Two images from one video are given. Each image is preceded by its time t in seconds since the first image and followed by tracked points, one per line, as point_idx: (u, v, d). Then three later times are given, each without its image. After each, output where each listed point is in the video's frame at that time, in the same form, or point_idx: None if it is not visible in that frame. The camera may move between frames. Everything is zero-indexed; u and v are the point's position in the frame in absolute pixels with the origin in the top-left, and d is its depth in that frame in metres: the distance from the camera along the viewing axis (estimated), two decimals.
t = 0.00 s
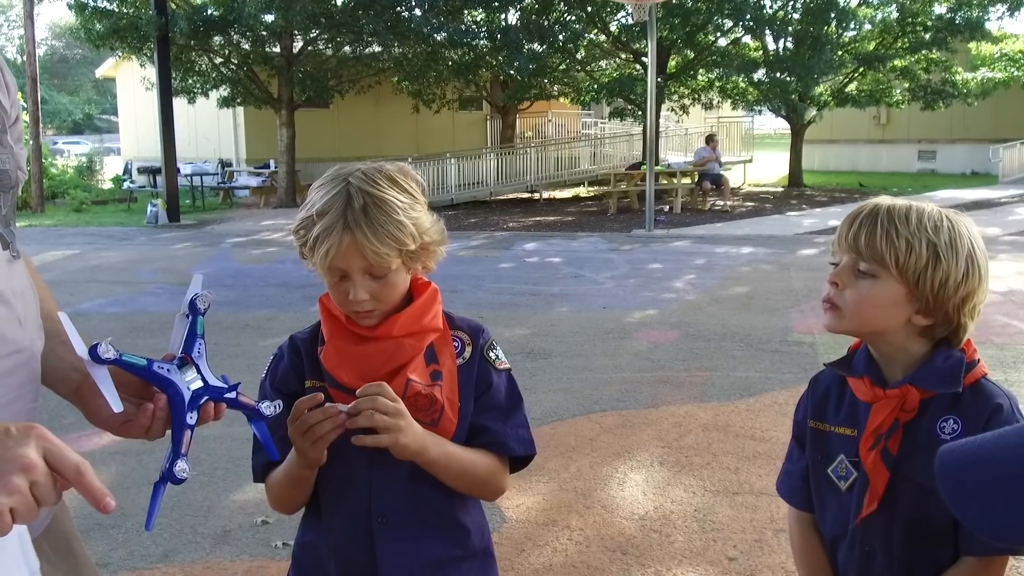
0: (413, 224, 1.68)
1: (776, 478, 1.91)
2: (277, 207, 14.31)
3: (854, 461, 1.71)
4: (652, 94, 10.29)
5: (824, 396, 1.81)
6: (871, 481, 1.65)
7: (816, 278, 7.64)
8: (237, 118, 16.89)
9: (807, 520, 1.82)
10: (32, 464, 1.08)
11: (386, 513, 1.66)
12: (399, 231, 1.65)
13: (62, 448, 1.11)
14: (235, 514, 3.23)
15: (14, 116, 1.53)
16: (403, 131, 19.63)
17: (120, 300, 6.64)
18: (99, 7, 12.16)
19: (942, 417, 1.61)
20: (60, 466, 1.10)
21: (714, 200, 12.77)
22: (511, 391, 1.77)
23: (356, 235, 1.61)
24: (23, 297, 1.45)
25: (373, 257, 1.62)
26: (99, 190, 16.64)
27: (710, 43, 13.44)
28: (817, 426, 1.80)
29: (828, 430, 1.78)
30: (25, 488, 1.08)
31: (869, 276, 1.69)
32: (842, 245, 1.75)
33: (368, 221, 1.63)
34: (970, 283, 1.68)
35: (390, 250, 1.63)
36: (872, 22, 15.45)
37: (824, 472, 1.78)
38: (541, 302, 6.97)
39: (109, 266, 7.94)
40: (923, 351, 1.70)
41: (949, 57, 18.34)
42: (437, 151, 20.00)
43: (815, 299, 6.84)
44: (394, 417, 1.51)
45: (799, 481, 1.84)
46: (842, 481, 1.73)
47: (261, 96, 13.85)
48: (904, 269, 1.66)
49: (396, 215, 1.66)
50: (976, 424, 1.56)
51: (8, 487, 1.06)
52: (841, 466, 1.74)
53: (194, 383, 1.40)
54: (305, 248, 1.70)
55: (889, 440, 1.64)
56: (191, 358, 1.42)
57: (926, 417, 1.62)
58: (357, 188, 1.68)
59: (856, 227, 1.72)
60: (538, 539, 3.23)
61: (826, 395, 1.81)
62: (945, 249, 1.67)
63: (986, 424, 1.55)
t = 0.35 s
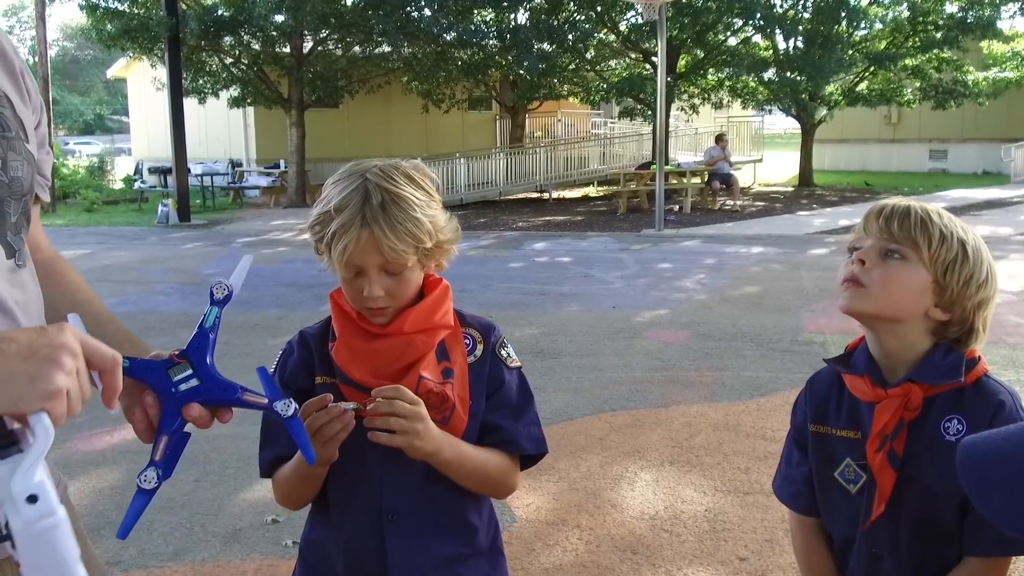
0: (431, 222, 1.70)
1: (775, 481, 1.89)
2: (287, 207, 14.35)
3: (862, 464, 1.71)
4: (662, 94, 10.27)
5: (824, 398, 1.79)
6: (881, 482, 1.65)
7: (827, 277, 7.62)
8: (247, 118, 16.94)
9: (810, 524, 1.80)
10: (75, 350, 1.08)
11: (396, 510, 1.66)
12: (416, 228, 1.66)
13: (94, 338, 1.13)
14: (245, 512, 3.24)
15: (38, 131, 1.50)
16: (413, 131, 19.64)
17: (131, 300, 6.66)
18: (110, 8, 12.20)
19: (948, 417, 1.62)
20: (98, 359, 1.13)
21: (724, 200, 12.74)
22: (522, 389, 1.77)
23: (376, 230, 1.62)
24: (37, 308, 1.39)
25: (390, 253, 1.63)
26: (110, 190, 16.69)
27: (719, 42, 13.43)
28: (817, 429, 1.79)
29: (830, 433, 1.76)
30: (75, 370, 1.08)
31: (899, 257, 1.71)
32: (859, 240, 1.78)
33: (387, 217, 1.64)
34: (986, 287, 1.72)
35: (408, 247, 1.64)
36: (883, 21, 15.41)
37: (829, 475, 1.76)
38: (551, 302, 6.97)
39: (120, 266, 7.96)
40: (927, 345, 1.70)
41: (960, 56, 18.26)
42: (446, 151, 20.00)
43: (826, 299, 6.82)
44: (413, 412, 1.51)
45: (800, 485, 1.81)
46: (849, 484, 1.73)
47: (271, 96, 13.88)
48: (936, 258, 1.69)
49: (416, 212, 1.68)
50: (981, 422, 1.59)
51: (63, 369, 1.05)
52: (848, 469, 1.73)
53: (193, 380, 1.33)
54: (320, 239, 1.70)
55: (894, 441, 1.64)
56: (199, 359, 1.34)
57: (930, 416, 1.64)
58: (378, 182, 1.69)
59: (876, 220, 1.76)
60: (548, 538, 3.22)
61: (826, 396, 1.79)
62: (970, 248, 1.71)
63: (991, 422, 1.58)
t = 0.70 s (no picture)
0: (454, 214, 1.71)
1: (789, 482, 1.87)
2: (298, 207, 14.37)
3: (881, 464, 1.69)
4: (673, 93, 10.25)
5: (841, 397, 1.77)
6: (905, 481, 1.64)
7: (839, 277, 7.59)
8: (258, 118, 16.98)
9: (825, 525, 1.79)
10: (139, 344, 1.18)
11: (406, 511, 1.66)
12: (440, 219, 1.68)
13: (154, 330, 1.35)
14: (256, 512, 3.24)
15: (59, 129, 1.49)
16: (423, 131, 19.65)
17: (143, 299, 6.67)
18: (122, 8, 12.22)
19: (975, 413, 1.61)
20: (152, 346, 1.35)
21: (735, 200, 12.70)
22: (534, 392, 1.76)
23: (401, 217, 1.64)
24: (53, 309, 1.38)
25: (414, 241, 1.64)
26: (121, 190, 16.74)
27: (730, 41, 13.39)
28: (834, 428, 1.77)
29: (847, 432, 1.74)
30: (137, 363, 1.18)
31: (926, 248, 1.70)
32: (879, 236, 1.78)
33: (412, 206, 1.65)
34: (1006, 288, 1.73)
35: (431, 236, 1.65)
36: (895, 20, 15.35)
37: (845, 475, 1.75)
38: (562, 302, 6.96)
39: (132, 266, 7.99)
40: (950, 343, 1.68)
41: (973, 54, 18.17)
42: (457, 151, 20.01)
43: (838, 299, 6.79)
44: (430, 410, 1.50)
45: (816, 486, 1.80)
46: (867, 484, 1.71)
47: (282, 96, 13.90)
48: (964, 256, 1.68)
49: (440, 203, 1.69)
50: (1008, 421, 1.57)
51: (131, 364, 1.15)
52: (866, 469, 1.71)
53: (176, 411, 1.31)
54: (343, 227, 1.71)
55: (921, 436, 1.62)
56: (191, 394, 1.31)
57: (956, 413, 1.62)
58: (402, 172, 1.70)
59: (896, 218, 1.76)
60: (559, 538, 3.22)
61: (843, 396, 1.77)
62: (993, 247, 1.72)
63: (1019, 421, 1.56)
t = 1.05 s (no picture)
0: (467, 197, 1.78)
1: (803, 489, 1.86)
2: (305, 207, 14.40)
3: (897, 469, 1.69)
4: (680, 93, 10.23)
5: (856, 403, 1.77)
6: (922, 485, 1.63)
7: (846, 278, 7.57)
8: (266, 118, 17.03)
9: (840, 532, 1.77)
10: (140, 368, 1.14)
11: (408, 516, 1.65)
12: (451, 195, 1.75)
13: (156, 357, 1.27)
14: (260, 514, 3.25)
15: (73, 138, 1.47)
16: (430, 131, 19.66)
17: (151, 299, 6.68)
18: (131, 9, 12.23)
19: (990, 415, 1.61)
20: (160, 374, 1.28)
21: (743, 200, 12.66)
22: (541, 400, 1.76)
23: (411, 185, 1.72)
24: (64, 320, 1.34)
25: (424, 206, 1.71)
26: (130, 190, 16.79)
27: (738, 42, 13.35)
28: (850, 434, 1.76)
29: (863, 438, 1.74)
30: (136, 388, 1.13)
31: (924, 265, 1.68)
32: (875, 245, 1.76)
33: (425, 180, 1.74)
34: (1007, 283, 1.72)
35: (441, 203, 1.72)
36: (903, 19, 15.30)
37: (860, 481, 1.73)
38: (568, 303, 6.95)
39: (140, 266, 8.00)
40: (963, 348, 1.68)
41: (982, 54, 18.09)
42: (464, 151, 20.02)
43: (845, 300, 6.77)
44: (427, 399, 1.50)
45: (831, 493, 1.78)
46: (883, 489, 1.70)
47: (289, 96, 13.92)
48: (964, 265, 1.67)
49: (452, 183, 1.77)
50: None
51: (128, 391, 1.11)
52: (881, 475, 1.71)
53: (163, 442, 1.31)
54: (358, 210, 1.80)
55: (938, 441, 1.62)
56: (178, 432, 1.31)
57: (972, 416, 1.62)
58: (418, 160, 1.80)
59: (891, 227, 1.74)
60: (564, 541, 3.22)
61: (858, 402, 1.76)
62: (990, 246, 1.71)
63: None
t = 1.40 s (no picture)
0: (493, 201, 1.62)
1: (825, 484, 1.79)
2: (310, 207, 14.42)
3: (922, 468, 1.61)
4: (685, 93, 10.23)
5: (882, 400, 1.69)
6: (947, 484, 1.57)
7: (852, 278, 7.57)
8: (271, 119, 17.06)
9: (861, 528, 1.72)
10: (152, 371, 1.12)
11: (409, 500, 1.61)
12: (478, 193, 1.60)
13: (168, 365, 1.32)
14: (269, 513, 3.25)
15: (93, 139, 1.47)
16: (434, 131, 19.67)
17: (157, 299, 6.70)
18: (136, 9, 12.24)
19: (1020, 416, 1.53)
20: (171, 382, 1.31)
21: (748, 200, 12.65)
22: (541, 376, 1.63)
23: (438, 175, 1.61)
24: (86, 321, 1.33)
25: (441, 196, 1.58)
26: (135, 190, 16.82)
27: (743, 42, 13.34)
28: (875, 431, 1.68)
29: (888, 435, 1.67)
30: (150, 391, 1.12)
31: (952, 271, 1.63)
32: (903, 244, 1.70)
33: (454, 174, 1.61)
34: None
35: (460, 199, 1.58)
36: (908, 19, 15.29)
37: (885, 478, 1.66)
38: (573, 302, 6.96)
39: (146, 266, 8.01)
40: (993, 349, 1.62)
41: (987, 54, 18.05)
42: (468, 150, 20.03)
43: (852, 300, 6.77)
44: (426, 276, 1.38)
45: (856, 490, 1.71)
46: (908, 488, 1.64)
47: (295, 97, 13.94)
48: (992, 264, 1.62)
49: (483, 182, 1.63)
50: None
51: (142, 396, 1.10)
52: (906, 472, 1.64)
53: (179, 445, 1.29)
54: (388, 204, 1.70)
55: (967, 441, 1.56)
56: (196, 438, 1.30)
57: (1002, 418, 1.55)
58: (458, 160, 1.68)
59: (920, 227, 1.68)
60: (571, 541, 3.22)
61: (884, 399, 1.68)
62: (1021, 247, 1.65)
63: None
